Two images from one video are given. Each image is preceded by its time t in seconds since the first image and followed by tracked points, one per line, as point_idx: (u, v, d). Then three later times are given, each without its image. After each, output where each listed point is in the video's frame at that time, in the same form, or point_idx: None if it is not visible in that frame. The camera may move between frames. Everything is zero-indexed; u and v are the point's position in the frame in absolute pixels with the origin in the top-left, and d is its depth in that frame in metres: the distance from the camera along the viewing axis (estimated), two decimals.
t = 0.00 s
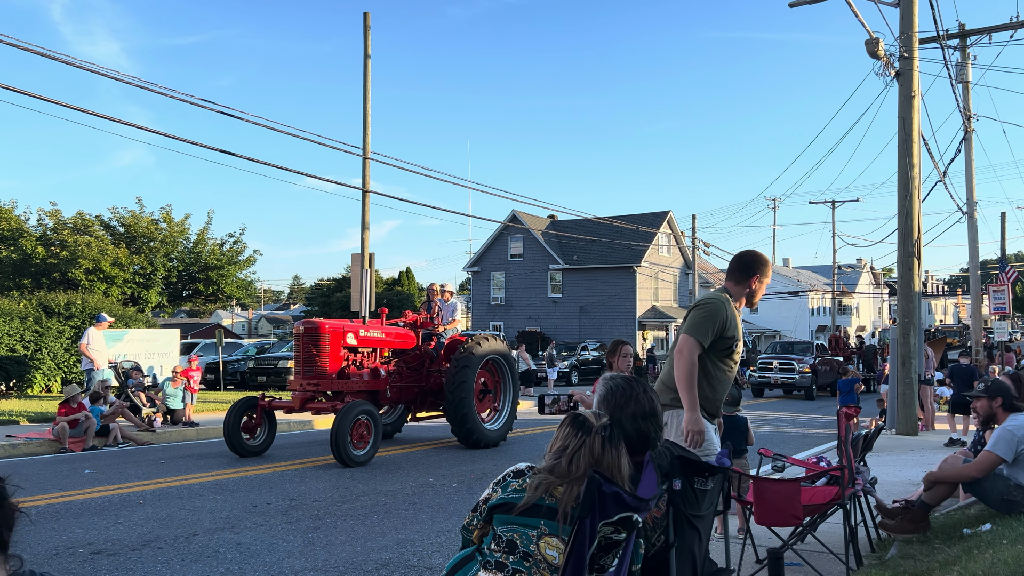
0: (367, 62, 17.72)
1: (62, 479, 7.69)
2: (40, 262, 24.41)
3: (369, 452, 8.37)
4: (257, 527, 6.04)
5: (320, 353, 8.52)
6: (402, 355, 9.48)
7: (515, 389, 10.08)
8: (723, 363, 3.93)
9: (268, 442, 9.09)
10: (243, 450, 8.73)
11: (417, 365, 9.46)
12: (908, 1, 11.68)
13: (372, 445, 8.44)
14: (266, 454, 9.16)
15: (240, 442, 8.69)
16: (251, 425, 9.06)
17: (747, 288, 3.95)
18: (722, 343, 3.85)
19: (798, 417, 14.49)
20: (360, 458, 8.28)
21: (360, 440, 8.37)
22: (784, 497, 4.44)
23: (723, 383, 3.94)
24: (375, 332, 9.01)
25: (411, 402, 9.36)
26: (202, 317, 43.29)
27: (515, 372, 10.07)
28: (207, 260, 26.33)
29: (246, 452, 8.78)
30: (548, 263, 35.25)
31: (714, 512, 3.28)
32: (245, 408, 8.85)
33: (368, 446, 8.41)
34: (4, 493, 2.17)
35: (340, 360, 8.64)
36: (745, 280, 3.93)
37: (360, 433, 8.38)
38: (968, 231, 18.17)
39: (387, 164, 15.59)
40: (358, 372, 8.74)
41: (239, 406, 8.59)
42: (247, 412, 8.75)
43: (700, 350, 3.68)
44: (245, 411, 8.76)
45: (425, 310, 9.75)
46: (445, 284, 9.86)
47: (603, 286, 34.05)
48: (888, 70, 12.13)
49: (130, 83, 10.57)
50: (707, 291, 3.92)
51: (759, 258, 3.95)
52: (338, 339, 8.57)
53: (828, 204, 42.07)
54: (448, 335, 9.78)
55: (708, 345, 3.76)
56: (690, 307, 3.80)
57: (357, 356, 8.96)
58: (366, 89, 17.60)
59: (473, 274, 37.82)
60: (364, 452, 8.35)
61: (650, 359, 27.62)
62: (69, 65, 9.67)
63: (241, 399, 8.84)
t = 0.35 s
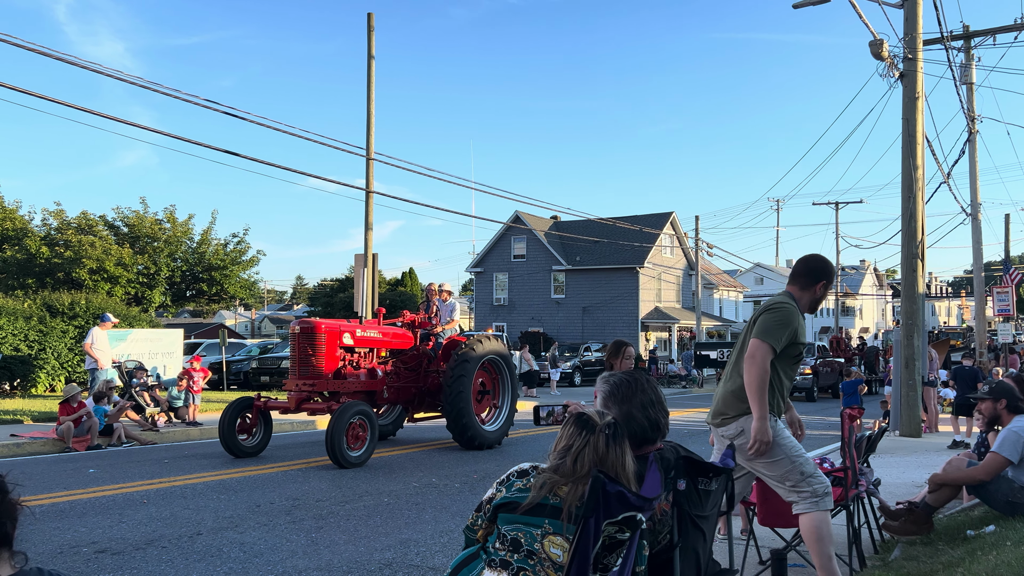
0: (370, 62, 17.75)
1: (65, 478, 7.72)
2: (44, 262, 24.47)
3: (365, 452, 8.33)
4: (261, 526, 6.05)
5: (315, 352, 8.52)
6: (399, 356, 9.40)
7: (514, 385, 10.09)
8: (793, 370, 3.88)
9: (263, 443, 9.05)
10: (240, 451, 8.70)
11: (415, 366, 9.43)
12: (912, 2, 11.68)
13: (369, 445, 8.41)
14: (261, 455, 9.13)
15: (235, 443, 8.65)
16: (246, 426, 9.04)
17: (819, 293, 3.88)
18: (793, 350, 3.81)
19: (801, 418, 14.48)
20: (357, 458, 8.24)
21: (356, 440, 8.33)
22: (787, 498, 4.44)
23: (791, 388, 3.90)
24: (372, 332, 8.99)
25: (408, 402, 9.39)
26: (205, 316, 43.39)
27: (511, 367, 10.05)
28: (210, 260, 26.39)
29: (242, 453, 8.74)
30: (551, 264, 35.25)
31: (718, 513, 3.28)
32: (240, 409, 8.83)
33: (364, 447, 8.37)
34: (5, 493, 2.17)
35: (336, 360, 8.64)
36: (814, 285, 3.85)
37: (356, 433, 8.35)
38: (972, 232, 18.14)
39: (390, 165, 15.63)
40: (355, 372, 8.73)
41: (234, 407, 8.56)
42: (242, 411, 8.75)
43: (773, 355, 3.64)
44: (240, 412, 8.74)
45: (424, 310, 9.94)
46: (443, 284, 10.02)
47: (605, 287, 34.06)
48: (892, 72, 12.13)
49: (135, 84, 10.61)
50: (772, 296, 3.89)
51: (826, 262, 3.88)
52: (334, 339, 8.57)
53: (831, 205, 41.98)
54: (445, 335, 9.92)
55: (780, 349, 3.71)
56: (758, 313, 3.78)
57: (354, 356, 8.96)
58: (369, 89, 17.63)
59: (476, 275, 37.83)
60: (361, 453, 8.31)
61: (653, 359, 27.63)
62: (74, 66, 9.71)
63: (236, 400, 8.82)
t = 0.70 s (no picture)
0: (373, 64, 17.78)
1: (68, 478, 7.74)
2: (47, 263, 24.54)
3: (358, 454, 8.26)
4: (263, 527, 6.07)
5: (310, 354, 8.48)
6: (395, 357, 9.43)
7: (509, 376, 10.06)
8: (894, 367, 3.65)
9: (257, 445, 9.00)
10: (233, 453, 8.67)
11: (411, 367, 9.42)
12: (915, 4, 11.67)
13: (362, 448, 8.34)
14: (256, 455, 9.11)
15: (229, 444, 8.61)
16: (241, 426, 8.98)
17: (919, 281, 3.69)
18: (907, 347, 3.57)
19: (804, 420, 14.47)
20: (349, 460, 8.18)
21: (350, 441, 8.27)
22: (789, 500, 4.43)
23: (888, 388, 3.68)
24: (368, 333, 9.05)
25: (404, 404, 9.38)
26: (208, 318, 43.49)
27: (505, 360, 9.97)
28: (213, 261, 26.44)
29: (235, 454, 8.71)
30: (553, 266, 35.23)
31: (720, 514, 3.27)
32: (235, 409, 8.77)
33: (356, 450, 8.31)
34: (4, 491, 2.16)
35: (331, 361, 8.62)
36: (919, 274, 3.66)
37: (349, 437, 8.29)
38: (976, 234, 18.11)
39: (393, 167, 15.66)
40: (350, 374, 8.78)
41: (228, 409, 8.51)
42: (236, 412, 8.69)
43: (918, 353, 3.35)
44: (235, 412, 8.68)
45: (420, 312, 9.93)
46: (440, 285, 9.92)
47: (608, 288, 34.05)
48: (895, 74, 12.12)
49: (138, 85, 10.63)
50: (893, 284, 3.59)
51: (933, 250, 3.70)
52: (329, 340, 8.57)
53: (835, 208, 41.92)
54: (442, 337, 9.79)
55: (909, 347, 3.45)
56: (890, 304, 3.46)
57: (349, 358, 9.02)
58: (372, 91, 17.66)
59: (478, 276, 37.84)
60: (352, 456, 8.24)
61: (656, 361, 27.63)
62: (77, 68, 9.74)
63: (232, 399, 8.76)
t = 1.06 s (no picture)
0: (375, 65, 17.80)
1: (70, 479, 7.76)
2: (50, 265, 24.58)
3: (351, 457, 8.18)
4: (264, 529, 6.07)
5: (302, 355, 8.49)
6: (390, 359, 9.43)
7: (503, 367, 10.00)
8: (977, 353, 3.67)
9: (250, 447, 8.91)
10: (224, 457, 8.59)
11: (406, 369, 9.43)
12: (917, 6, 11.66)
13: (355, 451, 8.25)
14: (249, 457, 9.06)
15: (220, 447, 8.52)
16: (233, 429, 8.86)
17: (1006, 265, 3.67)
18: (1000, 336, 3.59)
19: (807, 422, 14.44)
20: (343, 462, 8.09)
21: (341, 445, 8.18)
22: (792, 503, 4.42)
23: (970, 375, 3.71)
24: (362, 334, 9.04)
25: (399, 406, 9.37)
26: (210, 319, 43.55)
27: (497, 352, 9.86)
28: (216, 263, 26.47)
29: (227, 458, 8.62)
30: (555, 267, 35.22)
31: (722, 518, 3.27)
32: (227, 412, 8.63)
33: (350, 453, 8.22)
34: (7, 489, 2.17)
35: (323, 363, 8.61)
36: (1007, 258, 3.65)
37: (340, 439, 8.20)
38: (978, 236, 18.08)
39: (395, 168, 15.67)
40: (344, 376, 8.73)
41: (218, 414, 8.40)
42: (227, 415, 8.59)
43: None
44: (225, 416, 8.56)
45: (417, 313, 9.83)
46: (436, 286, 9.85)
47: (610, 290, 34.04)
48: (897, 75, 12.10)
49: (140, 87, 10.64)
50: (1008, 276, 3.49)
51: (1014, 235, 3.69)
52: (322, 341, 8.55)
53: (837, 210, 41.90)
54: (438, 338, 9.66)
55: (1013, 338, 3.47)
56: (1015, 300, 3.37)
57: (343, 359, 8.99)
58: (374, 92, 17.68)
59: (480, 278, 37.83)
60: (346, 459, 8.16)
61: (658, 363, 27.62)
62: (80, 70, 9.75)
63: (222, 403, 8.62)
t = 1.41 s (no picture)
0: (378, 67, 17.83)
1: (73, 480, 7.78)
2: (53, 265, 24.64)
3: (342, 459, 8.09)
4: (267, 529, 6.08)
5: (293, 356, 8.46)
6: (384, 360, 9.44)
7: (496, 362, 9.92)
8: None
9: (240, 449, 8.86)
10: (214, 458, 8.53)
11: (400, 370, 9.45)
12: (920, 8, 11.66)
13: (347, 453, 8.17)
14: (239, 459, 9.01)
15: (211, 448, 8.47)
16: (224, 430, 8.81)
17: None
18: None
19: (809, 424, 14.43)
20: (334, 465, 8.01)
21: (333, 446, 8.10)
22: (794, 504, 4.42)
23: None
24: (355, 334, 8.92)
25: (393, 407, 9.35)
26: (213, 320, 43.62)
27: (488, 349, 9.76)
28: (218, 264, 26.51)
29: (217, 459, 8.57)
30: (558, 268, 35.22)
31: (724, 518, 3.28)
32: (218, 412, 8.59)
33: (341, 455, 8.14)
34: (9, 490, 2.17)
35: (315, 363, 8.59)
36: None
37: (332, 441, 8.11)
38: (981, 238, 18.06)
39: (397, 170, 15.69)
40: (336, 377, 8.68)
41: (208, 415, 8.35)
42: (218, 416, 8.54)
43: None
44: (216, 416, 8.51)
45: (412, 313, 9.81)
46: (429, 286, 9.83)
47: (612, 291, 34.03)
48: (900, 77, 12.10)
49: (144, 88, 10.67)
50: None
51: None
52: (313, 342, 8.51)
53: (839, 211, 41.90)
54: (434, 338, 9.76)
55: None
56: None
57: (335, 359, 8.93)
58: (377, 94, 17.72)
59: (482, 280, 37.85)
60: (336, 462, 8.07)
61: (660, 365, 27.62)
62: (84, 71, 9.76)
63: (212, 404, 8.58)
